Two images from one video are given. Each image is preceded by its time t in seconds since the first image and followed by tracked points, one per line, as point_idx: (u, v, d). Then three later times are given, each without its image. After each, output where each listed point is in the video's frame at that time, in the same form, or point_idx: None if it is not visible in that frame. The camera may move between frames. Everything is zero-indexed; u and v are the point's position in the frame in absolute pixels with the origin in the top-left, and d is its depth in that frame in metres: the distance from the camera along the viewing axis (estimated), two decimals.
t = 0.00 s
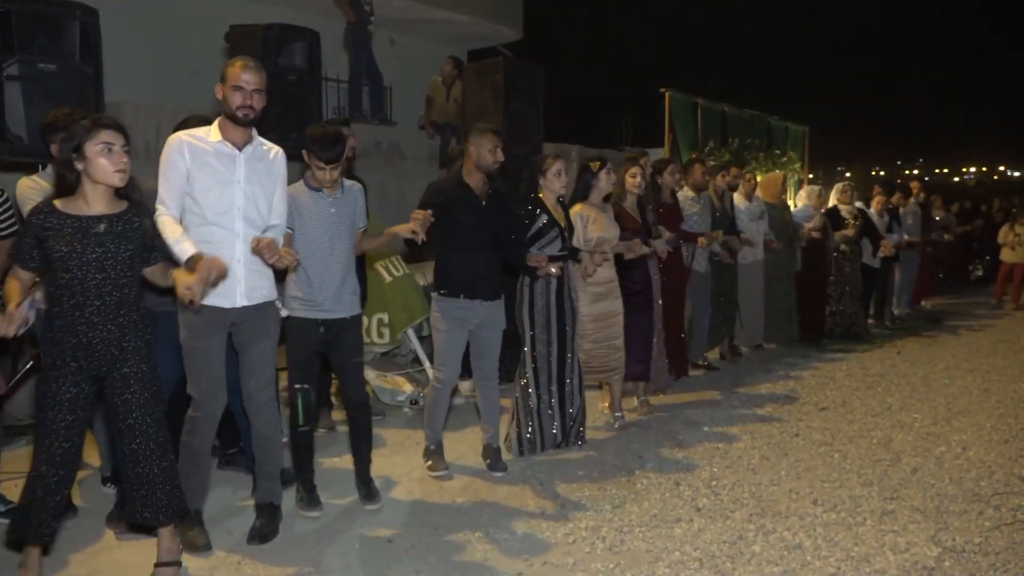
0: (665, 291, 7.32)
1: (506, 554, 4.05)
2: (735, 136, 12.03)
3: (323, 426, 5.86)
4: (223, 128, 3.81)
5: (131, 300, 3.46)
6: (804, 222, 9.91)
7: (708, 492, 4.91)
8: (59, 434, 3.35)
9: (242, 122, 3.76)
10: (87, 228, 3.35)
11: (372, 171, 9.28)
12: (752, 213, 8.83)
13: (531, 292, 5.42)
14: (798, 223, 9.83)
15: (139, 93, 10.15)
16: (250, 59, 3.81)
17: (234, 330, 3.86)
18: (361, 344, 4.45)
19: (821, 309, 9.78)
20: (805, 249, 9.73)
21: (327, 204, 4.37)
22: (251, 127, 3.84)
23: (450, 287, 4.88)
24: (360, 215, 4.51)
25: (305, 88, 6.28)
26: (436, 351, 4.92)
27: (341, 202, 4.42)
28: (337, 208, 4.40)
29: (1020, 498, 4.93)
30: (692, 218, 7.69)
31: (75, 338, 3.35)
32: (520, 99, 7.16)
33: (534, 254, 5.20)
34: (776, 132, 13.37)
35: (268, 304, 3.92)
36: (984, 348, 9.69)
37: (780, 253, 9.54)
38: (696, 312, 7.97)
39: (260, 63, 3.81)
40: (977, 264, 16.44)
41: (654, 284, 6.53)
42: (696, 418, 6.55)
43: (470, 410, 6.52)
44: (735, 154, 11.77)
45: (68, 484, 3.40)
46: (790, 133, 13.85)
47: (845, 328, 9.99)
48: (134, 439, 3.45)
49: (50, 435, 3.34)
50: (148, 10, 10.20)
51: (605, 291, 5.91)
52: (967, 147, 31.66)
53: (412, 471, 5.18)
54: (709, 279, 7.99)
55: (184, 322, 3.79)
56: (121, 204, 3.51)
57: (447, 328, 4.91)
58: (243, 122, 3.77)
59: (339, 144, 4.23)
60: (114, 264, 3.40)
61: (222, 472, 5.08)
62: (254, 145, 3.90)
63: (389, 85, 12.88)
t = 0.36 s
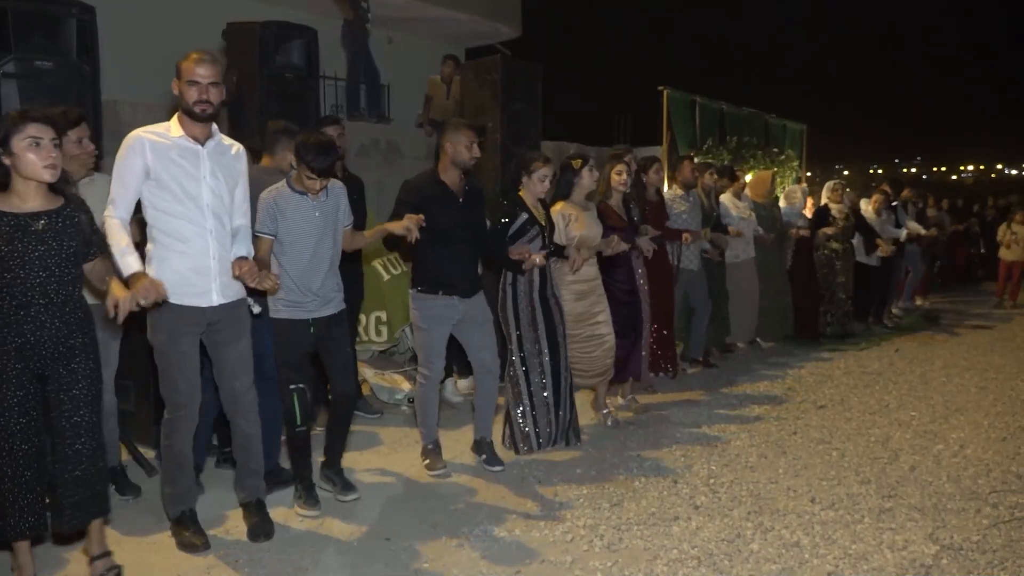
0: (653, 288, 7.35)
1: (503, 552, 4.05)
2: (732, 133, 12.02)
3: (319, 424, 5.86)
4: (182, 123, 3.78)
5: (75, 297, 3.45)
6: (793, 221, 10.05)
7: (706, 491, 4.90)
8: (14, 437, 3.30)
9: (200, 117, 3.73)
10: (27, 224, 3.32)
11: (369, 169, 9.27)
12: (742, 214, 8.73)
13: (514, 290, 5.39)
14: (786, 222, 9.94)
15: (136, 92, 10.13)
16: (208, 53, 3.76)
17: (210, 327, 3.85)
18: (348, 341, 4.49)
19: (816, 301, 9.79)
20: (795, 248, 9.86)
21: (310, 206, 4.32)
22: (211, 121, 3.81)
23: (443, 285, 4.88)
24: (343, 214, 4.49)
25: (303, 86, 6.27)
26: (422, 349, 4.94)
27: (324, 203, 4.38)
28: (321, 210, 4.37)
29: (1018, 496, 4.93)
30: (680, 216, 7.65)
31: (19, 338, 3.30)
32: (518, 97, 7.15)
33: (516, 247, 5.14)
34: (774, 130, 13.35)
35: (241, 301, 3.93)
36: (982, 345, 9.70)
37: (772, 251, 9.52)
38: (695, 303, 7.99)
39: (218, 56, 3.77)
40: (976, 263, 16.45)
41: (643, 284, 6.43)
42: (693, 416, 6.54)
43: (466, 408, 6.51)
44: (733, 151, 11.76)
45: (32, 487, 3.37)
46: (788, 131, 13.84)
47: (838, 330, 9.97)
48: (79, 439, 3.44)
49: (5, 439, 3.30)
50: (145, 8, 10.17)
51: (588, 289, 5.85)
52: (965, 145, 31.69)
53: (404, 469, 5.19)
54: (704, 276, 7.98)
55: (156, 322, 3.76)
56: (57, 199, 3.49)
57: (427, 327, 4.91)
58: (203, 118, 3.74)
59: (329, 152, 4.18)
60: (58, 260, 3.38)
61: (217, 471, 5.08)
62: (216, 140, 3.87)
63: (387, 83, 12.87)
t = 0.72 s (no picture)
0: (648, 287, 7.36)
1: (503, 552, 4.04)
2: (733, 132, 12.01)
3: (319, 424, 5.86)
4: (170, 123, 3.76)
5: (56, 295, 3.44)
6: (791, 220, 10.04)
7: (705, 490, 4.90)
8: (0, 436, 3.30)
9: (184, 117, 3.69)
10: (4, 222, 3.31)
11: (369, 168, 9.27)
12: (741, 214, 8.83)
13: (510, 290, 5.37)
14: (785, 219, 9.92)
15: (135, 90, 10.12)
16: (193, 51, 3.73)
17: (203, 327, 3.83)
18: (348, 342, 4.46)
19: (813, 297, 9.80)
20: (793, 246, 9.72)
21: (311, 206, 4.32)
22: (198, 120, 3.78)
23: (442, 284, 4.87)
24: (343, 216, 4.48)
25: (302, 84, 6.26)
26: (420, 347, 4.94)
27: (325, 203, 4.38)
28: (322, 210, 4.36)
29: (1017, 496, 4.93)
30: (677, 213, 7.65)
31: None
32: (517, 95, 7.14)
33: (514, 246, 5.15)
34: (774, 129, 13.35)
35: (234, 301, 3.91)
36: (982, 345, 9.69)
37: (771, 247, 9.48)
38: (692, 302, 8.01)
39: (203, 54, 3.72)
40: (976, 262, 16.46)
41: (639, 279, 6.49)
42: (692, 415, 6.54)
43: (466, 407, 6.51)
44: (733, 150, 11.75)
45: (22, 484, 3.37)
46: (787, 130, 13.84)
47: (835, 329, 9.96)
48: (68, 439, 3.41)
49: None
50: (145, 6, 10.17)
51: (584, 288, 5.83)
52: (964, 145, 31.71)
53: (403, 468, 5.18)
54: (700, 275, 7.96)
55: (150, 324, 3.74)
56: (37, 196, 3.49)
57: (420, 326, 4.91)
58: (189, 117, 3.71)
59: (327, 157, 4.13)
60: (36, 257, 3.36)
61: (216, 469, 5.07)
62: (206, 140, 3.85)
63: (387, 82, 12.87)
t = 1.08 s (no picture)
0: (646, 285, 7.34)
1: (504, 550, 4.04)
2: (734, 132, 12.00)
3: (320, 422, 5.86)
4: (176, 124, 3.78)
5: (59, 290, 3.44)
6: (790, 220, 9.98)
7: (706, 490, 4.90)
8: (2, 428, 3.33)
9: (183, 115, 3.70)
10: (7, 219, 3.31)
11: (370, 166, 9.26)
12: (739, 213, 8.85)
13: (513, 286, 5.39)
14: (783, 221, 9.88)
15: (136, 89, 10.12)
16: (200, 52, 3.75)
17: (206, 324, 3.83)
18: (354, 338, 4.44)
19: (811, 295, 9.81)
20: (790, 244, 9.74)
21: (319, 197, 4.35)
22: (203, 120, 3.79)
23: (441, 280, 4.88)
24: (349, 208, 4.52)
25: (304, 82, 6.27)
26: (414, 345, 4.94)
27: (333, 195, 4.42)
28: (329, 202, 4.39)
29: (1019, 496, 4.93)
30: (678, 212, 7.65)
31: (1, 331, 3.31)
32: (519, 94, 7.13)
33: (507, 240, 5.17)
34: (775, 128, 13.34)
35: (237, 299, 3.91)
36: (983, 345, 9.69)
37: (766, 246, 9.49)
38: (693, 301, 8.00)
39: (208, 55, 3.72)
40: (977, 263, 16.46)
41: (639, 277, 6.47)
42: (693, 414, 6.54)
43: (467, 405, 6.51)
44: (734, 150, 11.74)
45: (21, 477, 3.41)
46: (789, 130, 13.83)
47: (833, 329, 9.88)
48: (67, 433, 3.44)
49: None
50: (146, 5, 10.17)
51: (588, 286, 5.83)
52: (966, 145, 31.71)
53: (403, 466, 5.17)
54: (700, 275, 7.94)
55: (153, 321, 3.74)
56: (41, 193, 3.49)
57: (416, 322, 4.91)
58: (189, 116, 3.72)
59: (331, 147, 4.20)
60: (39, 253, 3.36)
61: (216, 467, 5.07)
62: (211, 140, 3.86)
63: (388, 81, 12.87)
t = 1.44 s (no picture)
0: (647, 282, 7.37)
1: (504, 550, 4.04)
2: (735, 131, 11.99)
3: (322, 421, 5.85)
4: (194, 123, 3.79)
5: (80, 288, 3.56)
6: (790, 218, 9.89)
7: (706, 488, 4.90)
8: (22, 419, 3.41)
9: (197, 116, 3.71)
10: (34, 219, 3.42)
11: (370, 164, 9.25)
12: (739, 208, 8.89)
13: (519, 290, 5.36)
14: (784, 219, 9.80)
15: (136, 87, 10.12)
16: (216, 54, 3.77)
17: (216, 323, 3.84)
18: (354, 339, 4.47)
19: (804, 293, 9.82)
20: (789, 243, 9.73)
21: (339, 197, 4.42)
22: (220, 119, 3.80)
23: (444, 278, 4.88)
24: (368, 210, 4.58)
25: (305, 82, 6.27)
26: (422, 341, 4.94)
27: (353, 195, 4.48)
28: (349, 202, 4.46)
29: (1019, 494, 4.92)
30: (682, 210, 7.62)
31: (25, 326, 3.41)
32: (519, 93, 7.13)
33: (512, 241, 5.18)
34: (776, 127, 13.33)
35: (248, 298, 3.91)
36: (984, 344, 9.68)
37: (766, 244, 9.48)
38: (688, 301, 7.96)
39: (223, 57, 3.77)
40: (979, 261, 16.44)
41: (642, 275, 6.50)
42: (694, 413, 6.54)
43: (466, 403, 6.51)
44: (735, 148, 11.73)
45: (42, 466, 3.47)
46: (789, 129, 13.82)
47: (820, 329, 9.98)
48: (84, 425, 3.55)
49: (16, 420, 3.41)
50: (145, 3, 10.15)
51: (597, 284, 5.81)
52: (967, 144, 31.67)
53: (403, 465, 5.17)
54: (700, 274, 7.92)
55: (166, 318, 3.74)
56: (66, 196, 3.60)
57: (423, 318, 4.91)
58: (202, 117, 3.73)
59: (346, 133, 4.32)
60: (64, 253, 3.48)
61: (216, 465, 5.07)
62: (228, 140, 3.87)
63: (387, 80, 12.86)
